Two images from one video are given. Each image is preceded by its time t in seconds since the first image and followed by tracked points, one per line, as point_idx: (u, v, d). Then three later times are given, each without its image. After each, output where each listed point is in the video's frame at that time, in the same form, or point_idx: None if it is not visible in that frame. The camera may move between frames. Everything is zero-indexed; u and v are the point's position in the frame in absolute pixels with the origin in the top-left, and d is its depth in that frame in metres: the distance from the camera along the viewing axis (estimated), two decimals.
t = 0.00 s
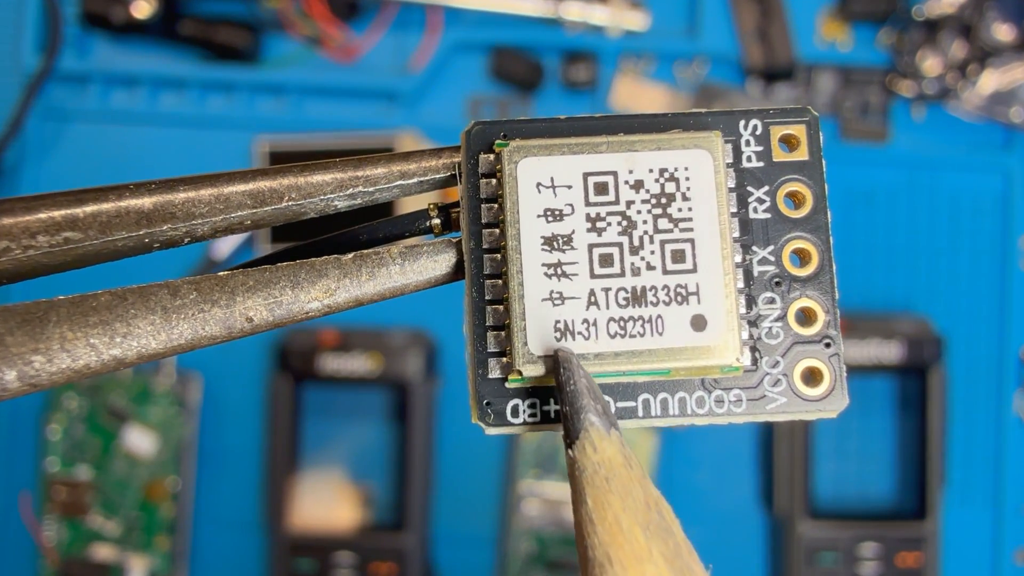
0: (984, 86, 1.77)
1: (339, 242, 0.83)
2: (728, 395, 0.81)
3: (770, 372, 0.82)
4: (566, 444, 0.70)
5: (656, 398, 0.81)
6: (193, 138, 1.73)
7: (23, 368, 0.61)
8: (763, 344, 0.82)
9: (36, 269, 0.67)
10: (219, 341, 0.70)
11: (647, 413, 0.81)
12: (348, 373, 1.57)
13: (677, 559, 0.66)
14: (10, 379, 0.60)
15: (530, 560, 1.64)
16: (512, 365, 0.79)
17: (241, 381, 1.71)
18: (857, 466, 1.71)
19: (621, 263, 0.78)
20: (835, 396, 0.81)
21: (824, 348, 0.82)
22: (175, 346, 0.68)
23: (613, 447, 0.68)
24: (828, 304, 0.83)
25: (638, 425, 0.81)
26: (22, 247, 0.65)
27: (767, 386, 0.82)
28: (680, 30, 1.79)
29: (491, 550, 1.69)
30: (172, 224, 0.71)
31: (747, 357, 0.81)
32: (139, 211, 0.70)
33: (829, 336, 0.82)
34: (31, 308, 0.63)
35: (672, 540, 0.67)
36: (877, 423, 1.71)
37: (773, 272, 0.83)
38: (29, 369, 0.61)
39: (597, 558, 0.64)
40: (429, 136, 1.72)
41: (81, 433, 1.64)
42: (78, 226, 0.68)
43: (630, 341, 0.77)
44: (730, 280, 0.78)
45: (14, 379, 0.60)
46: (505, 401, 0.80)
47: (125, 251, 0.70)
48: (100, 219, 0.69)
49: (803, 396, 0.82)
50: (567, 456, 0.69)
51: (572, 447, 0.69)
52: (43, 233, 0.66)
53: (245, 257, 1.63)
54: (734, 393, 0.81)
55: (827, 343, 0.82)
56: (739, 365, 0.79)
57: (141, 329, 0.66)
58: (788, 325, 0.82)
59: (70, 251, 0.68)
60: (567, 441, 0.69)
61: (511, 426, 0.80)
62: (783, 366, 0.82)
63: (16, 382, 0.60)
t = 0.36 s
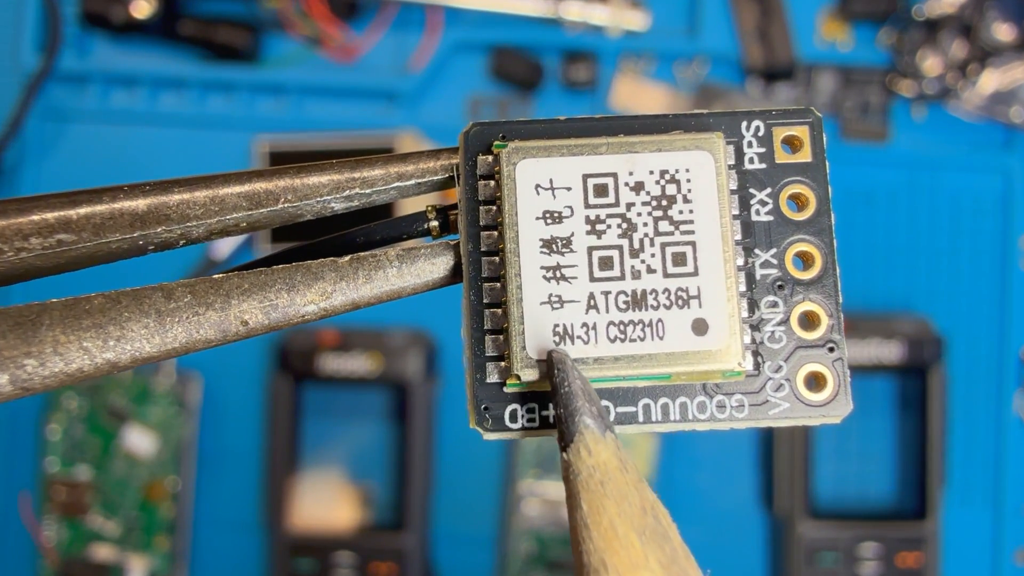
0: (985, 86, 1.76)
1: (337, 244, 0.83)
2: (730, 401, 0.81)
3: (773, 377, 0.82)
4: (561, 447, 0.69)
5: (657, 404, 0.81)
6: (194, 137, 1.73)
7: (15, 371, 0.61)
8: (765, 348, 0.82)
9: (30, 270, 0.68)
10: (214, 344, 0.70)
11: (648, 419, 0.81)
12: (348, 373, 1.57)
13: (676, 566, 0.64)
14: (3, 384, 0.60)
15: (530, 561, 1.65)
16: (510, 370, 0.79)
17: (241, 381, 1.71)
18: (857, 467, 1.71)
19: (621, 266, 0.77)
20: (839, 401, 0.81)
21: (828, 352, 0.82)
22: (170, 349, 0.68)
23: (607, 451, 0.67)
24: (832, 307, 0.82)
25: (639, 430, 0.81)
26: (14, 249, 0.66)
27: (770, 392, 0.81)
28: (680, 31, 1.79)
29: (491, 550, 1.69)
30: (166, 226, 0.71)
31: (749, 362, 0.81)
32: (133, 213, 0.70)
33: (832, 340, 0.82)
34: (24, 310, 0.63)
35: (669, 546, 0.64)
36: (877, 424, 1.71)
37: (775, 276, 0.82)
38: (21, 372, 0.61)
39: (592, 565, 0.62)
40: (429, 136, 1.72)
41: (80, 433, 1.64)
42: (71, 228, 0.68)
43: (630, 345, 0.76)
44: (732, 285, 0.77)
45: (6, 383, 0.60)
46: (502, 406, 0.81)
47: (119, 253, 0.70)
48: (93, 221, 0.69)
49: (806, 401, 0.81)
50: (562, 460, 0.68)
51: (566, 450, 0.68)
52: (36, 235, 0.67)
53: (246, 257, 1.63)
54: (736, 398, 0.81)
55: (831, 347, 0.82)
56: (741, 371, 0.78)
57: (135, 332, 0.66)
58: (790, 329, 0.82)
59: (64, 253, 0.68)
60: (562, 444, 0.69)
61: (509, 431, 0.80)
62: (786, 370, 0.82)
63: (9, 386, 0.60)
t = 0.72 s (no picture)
0: (985, 85, 1.76)
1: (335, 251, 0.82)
2: (733, 411, 0.81)
3: (776, 387, 0.81)
4: (620, 457, 0.68)
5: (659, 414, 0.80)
6: (193, 137, 1.72)
7: (12, 380, 0.61)
8: (769, 358, 0.82)
9: (26, 278, 0.68)
10: (212, 352, 0.70)
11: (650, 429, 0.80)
12: (348, 373, 1.57)
13: None
14: None
15: (530, 561, 1.65)
16: (511, 380, 0.79)
17: (241, 381, 1.71)
18: (857, 466, 1.71)
19: (623, 275, 0.77)
20: (842, 413, 0.81)
21: (832, 363, 0.82)
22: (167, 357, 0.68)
23: (669, 461, 0.67)
24: (837, 317, 0.82)
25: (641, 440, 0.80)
26: (11, 256, 0.66)
27: (774, 403, 0.81)
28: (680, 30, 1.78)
29: (491, 550, 1.69)
30: (164, 233, 0.71)
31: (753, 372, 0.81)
32: (131, 220, 0.70)
33: (837, 350, 0.82)
34: (21, 318, 0.63)
35: (731, 557, 0.64)
36: (878, 423, 1.71)
37: (779, 285, 0.82)
38: (18, 381, 0.61)
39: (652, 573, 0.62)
40: (429, 136, 1.71)
41: (80, 434, 1.64)
42: (69, 235, 0.68)
43: (632, 354, 0.76)
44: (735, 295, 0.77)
45: (4, 391, 0.61)
46: (503, 416, 0.80)
47: (117, 259, 0.71)
48: (91, 228, 0.69)
49: (810, 412, 0.81)
50: (622, 468, 0.68)
51: (627, 459, 0.68)
52: (33, 242, 0.67)
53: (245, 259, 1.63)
54: (739, 409, 0.81)
55: (835, 358, 0.82)
56: (744, 380, 0.78)
57: (132, 340, 0.66)
58: (794, 339, 0.82)
59: (62, 260, 0.68)
60: (622, 454, 0.68)
61: (510, 442, 0.80)
62: (790, 381, 0.81)
63: (6, 394, 0.61)
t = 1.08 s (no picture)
0: (985, 85, 1.76)
1: (318, 242, 0.82)
2: (726, 406, 0.79)
3: (771, 381, 0.79)
4: (673, 479, 0.65)
5: (649, 410, 0.79)
6: (191, 138, 1.72)
7: None
8: (764, 351, 0.79)
9: None
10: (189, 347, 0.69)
11: (639, 425, 0.79)
12: (348, 373, 1.57)
13: None
14: None
15: (530, 561, 1.65)
16: (494, 375, 0.76)
17: (241, 381, 1.70)
18: (856, 466, 1.71)
19: (610, 265, 0.75)
20: (841, 404, 0.79)
21: (829, 356, 0.79)
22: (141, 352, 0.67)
23: (726, 483, 0.63)
24: (834, 308, 0.80)
25: (630, 437, 0.79)
26: None
27: (768, 397, 0.79)
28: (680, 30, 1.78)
29: (491, 550, 1.69)
30: (138, 224, 0.71)
31: (746, 366, 0.79)
32: (104, 210, 0.70)
33: (834, 343, 0.80)
34: None
35: None
36: (877, 423, 1.71)
37: (774, 275, 0.80)
38: None
39: None
40: (429, 136, 1.72)
41: (80, 433, 1.64)
42: (39, 226, 0.68)
43: (619, 347, 0.74)
44: (727, 282, 0.75)
45: None
46: (487, 412, 0.78)
47: (90, 251, 0.70)
48: (62, 219, 0.68)
49: (806, 407, 0.79)
50: (675, 491, 0.65)
51: (680, 482, 0.64)
52: (3, 234, 0.67)
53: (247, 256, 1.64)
54: (733, 404, 0.79)
55: (832, 350, 0.80)
56: (736, 374, 0.76)
57: (105, 334, 0.65)
58: (790, 333, 0.79)
59: (32, 252, 0.68)
60: (674, 477, 0.65)
61: (493, 438, 0.78)
62: (785, 375, 0.79)
63: None
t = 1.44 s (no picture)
0: (985, 85, 1.76)
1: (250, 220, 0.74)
2: (662, 379, 0.73)
3: (707, 353, 0.73)
4: (633, 482, 0.63)
5: (583, 382, 0.73)
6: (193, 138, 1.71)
7: None
8: (700, 322, 0.73)
9: None
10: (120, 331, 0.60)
11: (574, 399, 0.73)
12: (347, 373, 1.57)
13: None
14: None
15: (530, 561, 1.65)
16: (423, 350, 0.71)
17: (239, 380, 1.70)
18: (858, 467, 1.71)
19: (537, 235, 0.69)
20: (777, 382, 0.73)
21: (766, 326, 0.73)
22: (71, 335, 0.58)
23: (686, 486, 0.61)
24: (770, 277, 0.74)
25: (564, 412, 0.73)
26: None
27: (704, 368, 0.73)
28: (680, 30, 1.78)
29: (490, 551, 1.68)
30: (63, 202, 0.65)
31: (681, 336, 0.73)
32: (28, 188, 0.64)
33: (771, 313, 0.73)
34: None
35: None
36: (877, 423, 1.71)
37: (709, 244, 0.73)
38: None
39: None
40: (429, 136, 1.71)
41: (80, 433, 1.64)
42: None
43: (547, 320, 0.68)
44: (659, 252, 0.68)
45: None
46: (418, 388, 0.73)
47: (16, 234, 0.64)
48: None
49: (743, 377, 0.73)
50: (636, 496, 0.62)
51: (640, 487, 0.62)
52: None
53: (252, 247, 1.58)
54: (668, 376, 0.72)
55: (769, 321, 0.73)
56: (670, 345, 0.71)
57: (32, 314, 0.57)
58: (726, 302, 0.73)
59: None
60: (635, 481, 0.63)
61: (425, 415, 0.72)
62: (721, 346, 0.73)
63: None
